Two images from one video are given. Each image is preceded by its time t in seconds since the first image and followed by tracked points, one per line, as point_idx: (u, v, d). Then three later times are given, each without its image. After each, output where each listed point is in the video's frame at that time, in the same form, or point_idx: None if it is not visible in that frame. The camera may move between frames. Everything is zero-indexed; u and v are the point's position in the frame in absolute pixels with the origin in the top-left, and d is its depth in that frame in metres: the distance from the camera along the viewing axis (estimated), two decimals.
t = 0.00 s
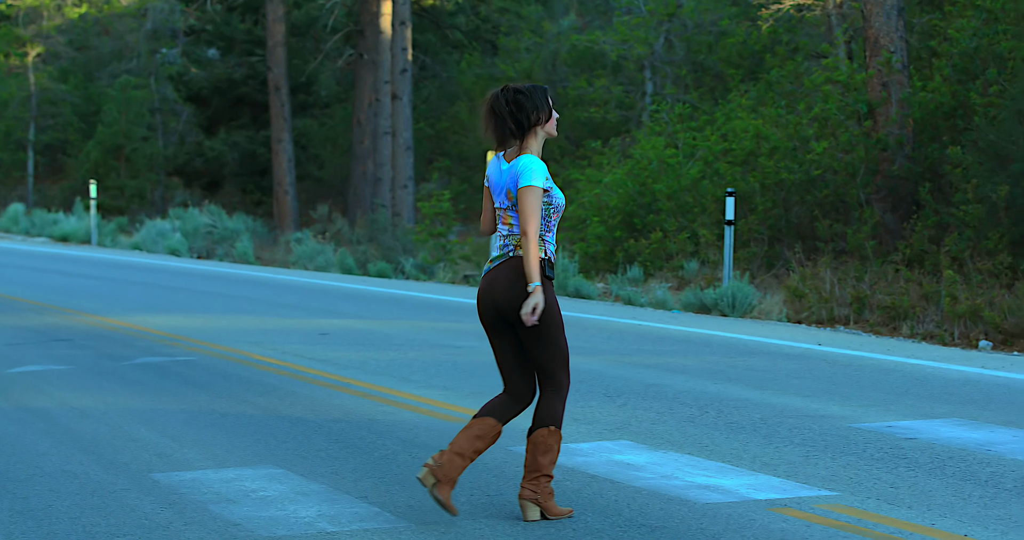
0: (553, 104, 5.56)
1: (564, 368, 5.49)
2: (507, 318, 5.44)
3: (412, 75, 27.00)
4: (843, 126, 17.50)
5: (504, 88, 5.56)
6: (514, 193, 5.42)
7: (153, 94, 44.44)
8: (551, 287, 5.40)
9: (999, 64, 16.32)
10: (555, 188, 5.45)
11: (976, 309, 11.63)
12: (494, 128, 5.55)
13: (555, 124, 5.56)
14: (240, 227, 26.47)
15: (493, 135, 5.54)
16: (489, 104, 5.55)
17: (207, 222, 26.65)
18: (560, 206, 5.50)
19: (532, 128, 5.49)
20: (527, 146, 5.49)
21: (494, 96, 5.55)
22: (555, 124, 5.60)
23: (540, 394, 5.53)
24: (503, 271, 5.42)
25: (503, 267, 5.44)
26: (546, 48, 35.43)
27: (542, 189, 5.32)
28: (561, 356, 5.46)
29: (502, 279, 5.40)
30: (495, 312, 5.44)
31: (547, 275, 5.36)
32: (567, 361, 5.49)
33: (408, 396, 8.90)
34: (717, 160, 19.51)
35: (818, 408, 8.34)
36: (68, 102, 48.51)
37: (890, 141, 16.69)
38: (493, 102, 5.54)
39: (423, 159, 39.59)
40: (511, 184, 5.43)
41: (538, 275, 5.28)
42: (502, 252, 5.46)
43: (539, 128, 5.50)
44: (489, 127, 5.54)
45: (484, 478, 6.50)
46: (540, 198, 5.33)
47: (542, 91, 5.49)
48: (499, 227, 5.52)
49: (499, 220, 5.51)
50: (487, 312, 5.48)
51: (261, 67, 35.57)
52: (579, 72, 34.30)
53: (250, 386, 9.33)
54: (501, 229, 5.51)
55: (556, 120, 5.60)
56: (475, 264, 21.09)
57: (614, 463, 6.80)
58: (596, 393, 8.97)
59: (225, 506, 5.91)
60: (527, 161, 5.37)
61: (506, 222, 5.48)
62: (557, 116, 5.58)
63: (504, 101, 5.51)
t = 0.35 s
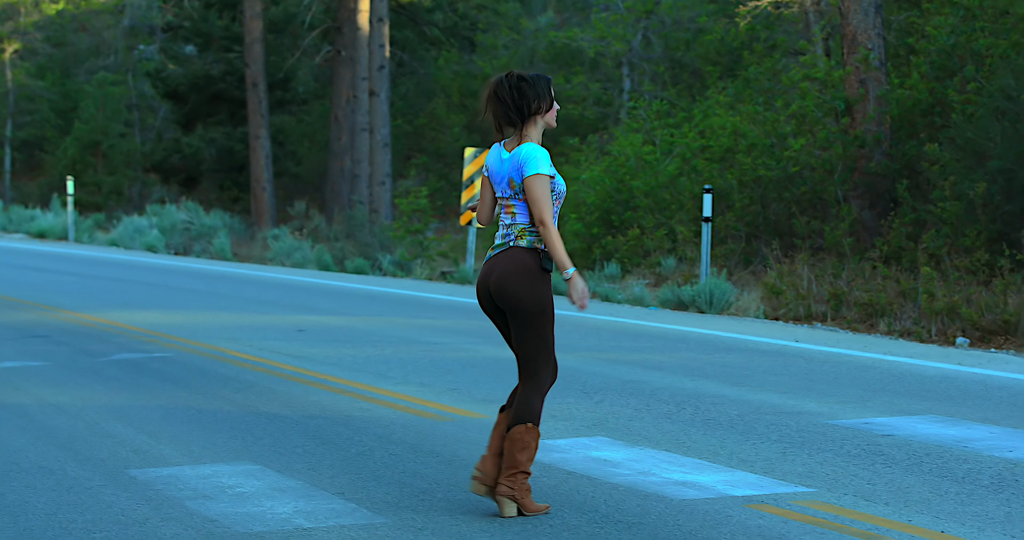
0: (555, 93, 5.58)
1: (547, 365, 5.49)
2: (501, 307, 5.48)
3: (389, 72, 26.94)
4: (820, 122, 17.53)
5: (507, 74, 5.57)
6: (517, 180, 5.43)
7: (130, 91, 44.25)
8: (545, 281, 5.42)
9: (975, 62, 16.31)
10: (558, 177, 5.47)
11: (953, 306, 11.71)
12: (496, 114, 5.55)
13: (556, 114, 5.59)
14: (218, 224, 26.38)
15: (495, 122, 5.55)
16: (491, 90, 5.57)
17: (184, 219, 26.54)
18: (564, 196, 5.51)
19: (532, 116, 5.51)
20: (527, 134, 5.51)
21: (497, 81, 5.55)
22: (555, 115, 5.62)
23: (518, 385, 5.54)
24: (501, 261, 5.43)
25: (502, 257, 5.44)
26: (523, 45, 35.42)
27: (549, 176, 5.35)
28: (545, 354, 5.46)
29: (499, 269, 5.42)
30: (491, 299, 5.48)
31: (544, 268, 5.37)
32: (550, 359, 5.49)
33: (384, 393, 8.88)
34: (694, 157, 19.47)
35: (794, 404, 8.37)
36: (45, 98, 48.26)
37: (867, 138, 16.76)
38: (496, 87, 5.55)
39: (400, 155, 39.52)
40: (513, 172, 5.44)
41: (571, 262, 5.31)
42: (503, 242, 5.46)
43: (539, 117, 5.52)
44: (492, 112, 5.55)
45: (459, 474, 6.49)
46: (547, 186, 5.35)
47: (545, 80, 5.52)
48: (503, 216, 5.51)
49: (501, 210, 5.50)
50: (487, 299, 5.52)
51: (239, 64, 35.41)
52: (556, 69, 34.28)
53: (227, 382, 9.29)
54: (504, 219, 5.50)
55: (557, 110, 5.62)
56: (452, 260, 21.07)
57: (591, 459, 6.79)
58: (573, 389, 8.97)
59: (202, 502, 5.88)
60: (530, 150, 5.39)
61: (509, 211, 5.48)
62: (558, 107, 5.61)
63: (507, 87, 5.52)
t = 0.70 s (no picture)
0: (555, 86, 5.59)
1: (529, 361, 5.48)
2: (493, 298, 5.49)
3: (366, 67, 26.85)
4: (795, 118, 17.84)
5: (508, 66, 5.55)
6: (521, 172, 5.42)
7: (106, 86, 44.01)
8: (540, 276, 5.42)
9: (950, 55, 16.34)
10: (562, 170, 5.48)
11: (930, 300, 11.81)
12: (496, 104, 5.52)
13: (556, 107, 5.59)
14: (195, 219, 26.29)
15: (495, 113, 5.53)
16: (490, 81, 5.54)
17: (162, 214, 26.45)
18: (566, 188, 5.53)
19: (533, 108, 5.50)
20: (528, 126, 5.50)
21: (498, 72, 5.53)
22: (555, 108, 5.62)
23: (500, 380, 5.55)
24: (498, 253, 5.44)
25: (499, 249, 5.45)
26: (500, 40, 35.41)
27: (557, 167, 5.37)
28: (529, 349, 5.46)
29: (493, 261, 5.43)
30: (484, 290, 5.50)
31: (539, 262, 5.38)
32: (533, 355, 5.49)
33: (361, 388, 8.86)
34: (671, 152, 19.46)
35: (771, 398, 8.40)
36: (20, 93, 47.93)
37: (844, 132, 16.84)
38: (496, 77, 5.53)
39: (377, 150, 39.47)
40: (517, 164, 5.44)
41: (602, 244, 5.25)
42: (503, 235, 5.47)
43: (540, 109, 5.52)
44: (492, 104, 5.52)
45: (437, 469, 6.48)
46: (556, 177, 5.36)
47: (547, 72, 5.52)
48: (504, 209, 5.50)
49: (502, 201, 5.50)
50: (481, 289, 5.54)
51: (215, 59, 35.23)
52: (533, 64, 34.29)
53: (205, 378, 9.25)
54: (504, 212, 5.50)
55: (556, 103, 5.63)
56: (430, 255, 21.06)
57: (568, 454, 6.79)
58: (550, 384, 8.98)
59: (179, 498, 5.84)
60: (535, 142, 5.39)
61: (510, 203, 5.48)
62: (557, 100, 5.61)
63: (508, 78, 5.50)
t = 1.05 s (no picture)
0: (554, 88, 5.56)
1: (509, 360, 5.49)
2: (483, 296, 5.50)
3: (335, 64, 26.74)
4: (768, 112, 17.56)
5: (507, 67, 5.52)
6: (522, 172, 5.40)
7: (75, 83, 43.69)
8: (533, 277, 5.39)
9: (920, 51, 16.44)
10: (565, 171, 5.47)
11: (900, 295, 11.85)
12: (494, 106, 5.49)
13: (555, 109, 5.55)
14: (165, 216, 26.16)
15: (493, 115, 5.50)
16: (489, 83, 5.50)
17: (131, 211, 26.33)
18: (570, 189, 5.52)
19: (533, 110, 5.48)
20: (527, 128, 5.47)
21: (497, 74, 5.49)
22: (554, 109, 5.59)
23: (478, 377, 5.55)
24: (492, 252, 5.44)
25: (494, 249, 5.45)
26: (470, 37, 35.42)
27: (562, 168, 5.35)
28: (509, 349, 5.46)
29: (487, 260, 5.44)
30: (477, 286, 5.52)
31: (530, 264, 5.35)
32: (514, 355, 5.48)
33: (331, 385, 8.82)
34: (641, 148, 19.52)
35: (742, 394, 8.42)
36: None
37: (814, 128, 16.90)
38: (495, 80, 5.49)
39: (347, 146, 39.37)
40: (517, 165, 5.42)
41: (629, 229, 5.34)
42: (499, 236, 5.47)
43: (540, 111, 5.49)
44: (489, 106, 5.49)
45: (408, 466, 6.45)
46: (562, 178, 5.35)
47: (546, 74, 5.48)
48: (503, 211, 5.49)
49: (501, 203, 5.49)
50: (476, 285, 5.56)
51: (185, 56, 35.00)
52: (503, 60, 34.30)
53: (174, 375, 9.18)
54: (504, 213, 5.49)
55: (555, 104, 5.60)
56: (399, 252, 21.04)
57: (538, 451, 6.78)
58: (521, 380, 8.97)
59: (148, 495, 5.79)
60: (537, 143, 5.37)
61: (509, 205, 5.46)
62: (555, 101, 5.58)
63: (507, 81, 5.46)
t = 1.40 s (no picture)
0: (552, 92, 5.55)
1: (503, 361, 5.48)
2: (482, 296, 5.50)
3: (307, 62, 26.64)
4: (737, 111, 17.82)
5: (504, 73, 5.53)
6: (520, 176, 5.40)
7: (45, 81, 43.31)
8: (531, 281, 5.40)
9: (890, 49, 16.56)
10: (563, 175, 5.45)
11: (872, 293, 11.93)
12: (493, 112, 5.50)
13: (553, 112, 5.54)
14: (137, 215, 26.00)
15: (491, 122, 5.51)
16: (487, 89, 5.52)
17: (103, 210, 26.17)
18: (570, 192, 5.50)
19: (531, 115, 5.48)
20: (525, 132, 5.47)
21: (495, 80, 5.50)
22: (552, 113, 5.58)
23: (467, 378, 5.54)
24: (490, 257, 5.46)
25: (493, 253, 5.48)
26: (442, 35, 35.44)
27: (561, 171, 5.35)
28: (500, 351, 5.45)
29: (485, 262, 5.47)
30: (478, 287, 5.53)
31: (524, 270, 5.36)
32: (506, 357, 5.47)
33: (303, 383, 8.78)
34: (613, 145, 19.57)
35: (714, 392, 8.44)
36: None
37: (786, 126, 16.98)
38: (492, 86, 5.51)
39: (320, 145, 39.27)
40: (514, 169, 5.42)
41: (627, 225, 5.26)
42: (497, 241, 5.47)
43: (537, 115, 5.49)
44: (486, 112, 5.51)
45: (380, 464, 6.42)
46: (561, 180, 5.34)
47: (542, 78, 5.48)
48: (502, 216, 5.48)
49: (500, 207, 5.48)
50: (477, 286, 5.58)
51: (157, 55, 34.79)
52: (475, 59, 34.33)
53: (146, 374, 9.11)
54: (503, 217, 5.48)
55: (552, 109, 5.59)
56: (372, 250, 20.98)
57: (510, 449, 6.77)
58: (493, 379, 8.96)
59: (120, 494, 5.74)
60: (535, 147, 5.37)
61: (507, 208, 5.46)
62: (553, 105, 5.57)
63: (504, 86, 5.48)
